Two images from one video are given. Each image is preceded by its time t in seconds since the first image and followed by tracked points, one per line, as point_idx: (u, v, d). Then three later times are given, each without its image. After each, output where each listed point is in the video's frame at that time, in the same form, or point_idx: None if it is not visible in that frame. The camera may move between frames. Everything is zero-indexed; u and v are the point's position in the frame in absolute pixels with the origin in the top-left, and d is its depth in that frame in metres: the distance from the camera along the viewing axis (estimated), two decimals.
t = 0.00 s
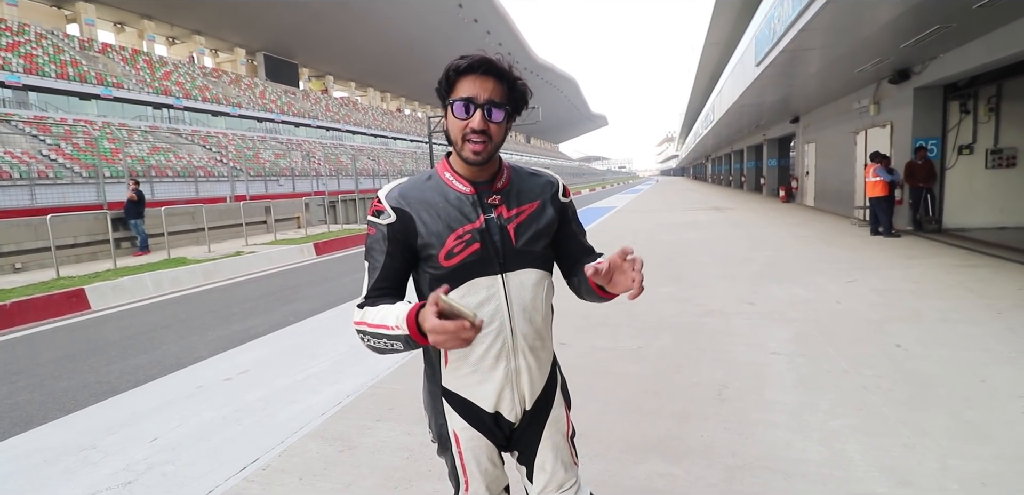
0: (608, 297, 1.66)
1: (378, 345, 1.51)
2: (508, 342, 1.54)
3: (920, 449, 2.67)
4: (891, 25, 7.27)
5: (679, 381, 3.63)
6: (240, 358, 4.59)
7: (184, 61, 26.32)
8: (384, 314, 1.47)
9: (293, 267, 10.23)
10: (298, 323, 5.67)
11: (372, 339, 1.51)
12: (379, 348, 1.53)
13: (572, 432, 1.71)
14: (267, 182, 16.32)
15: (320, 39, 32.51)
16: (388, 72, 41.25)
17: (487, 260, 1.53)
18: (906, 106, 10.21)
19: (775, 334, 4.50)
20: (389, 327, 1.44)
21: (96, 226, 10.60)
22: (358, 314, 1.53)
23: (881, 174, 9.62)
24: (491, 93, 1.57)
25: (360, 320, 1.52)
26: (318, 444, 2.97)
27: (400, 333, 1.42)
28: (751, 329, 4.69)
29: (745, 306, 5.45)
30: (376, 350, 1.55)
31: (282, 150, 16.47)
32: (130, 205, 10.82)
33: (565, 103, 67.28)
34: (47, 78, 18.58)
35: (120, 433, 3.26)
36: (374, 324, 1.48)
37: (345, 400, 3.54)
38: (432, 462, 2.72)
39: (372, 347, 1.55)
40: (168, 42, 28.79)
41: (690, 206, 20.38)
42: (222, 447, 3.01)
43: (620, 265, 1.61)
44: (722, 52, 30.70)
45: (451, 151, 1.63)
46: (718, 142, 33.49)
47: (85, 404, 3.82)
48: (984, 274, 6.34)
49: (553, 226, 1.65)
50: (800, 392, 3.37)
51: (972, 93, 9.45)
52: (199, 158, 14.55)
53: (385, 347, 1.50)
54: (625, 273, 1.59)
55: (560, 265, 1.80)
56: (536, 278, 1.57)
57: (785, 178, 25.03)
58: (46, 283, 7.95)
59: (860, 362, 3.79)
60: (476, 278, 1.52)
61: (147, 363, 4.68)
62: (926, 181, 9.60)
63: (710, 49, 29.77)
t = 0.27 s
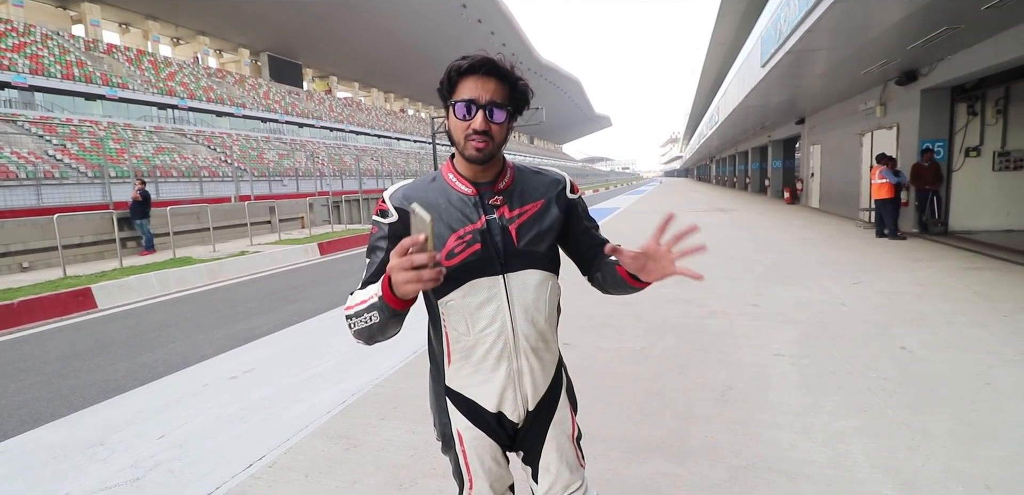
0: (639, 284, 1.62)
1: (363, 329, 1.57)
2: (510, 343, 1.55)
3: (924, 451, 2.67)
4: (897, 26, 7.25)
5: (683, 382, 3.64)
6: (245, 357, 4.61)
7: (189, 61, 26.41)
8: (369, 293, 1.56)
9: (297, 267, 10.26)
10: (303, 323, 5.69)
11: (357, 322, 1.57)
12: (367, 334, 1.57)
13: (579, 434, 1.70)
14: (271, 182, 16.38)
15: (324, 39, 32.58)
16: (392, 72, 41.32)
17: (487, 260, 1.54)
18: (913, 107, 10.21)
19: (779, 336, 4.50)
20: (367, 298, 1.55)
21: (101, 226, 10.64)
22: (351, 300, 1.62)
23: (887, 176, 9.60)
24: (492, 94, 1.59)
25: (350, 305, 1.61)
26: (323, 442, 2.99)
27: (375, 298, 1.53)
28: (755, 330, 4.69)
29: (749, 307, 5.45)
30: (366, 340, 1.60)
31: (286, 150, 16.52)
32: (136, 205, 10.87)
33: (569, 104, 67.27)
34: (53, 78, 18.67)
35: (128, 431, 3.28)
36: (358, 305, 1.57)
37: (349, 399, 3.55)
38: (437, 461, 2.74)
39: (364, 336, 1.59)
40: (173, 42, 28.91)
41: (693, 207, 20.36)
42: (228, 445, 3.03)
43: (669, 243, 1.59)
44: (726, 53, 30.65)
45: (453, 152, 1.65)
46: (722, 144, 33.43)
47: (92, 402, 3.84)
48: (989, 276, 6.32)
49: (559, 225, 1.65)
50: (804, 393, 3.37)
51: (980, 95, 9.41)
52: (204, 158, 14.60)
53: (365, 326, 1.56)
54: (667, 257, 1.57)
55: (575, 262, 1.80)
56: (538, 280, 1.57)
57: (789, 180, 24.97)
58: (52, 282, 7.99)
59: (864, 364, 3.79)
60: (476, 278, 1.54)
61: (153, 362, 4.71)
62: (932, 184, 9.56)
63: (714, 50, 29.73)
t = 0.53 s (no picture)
0: (630, 282, 1.62)
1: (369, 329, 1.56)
2: (511, 340, 1.56)
3: (923, 451, 2.68)
4: (901, 26, 7.23)
5: (683, 380, 3.64)
6: (245, 351, 4.62)
7: (190, 54, 26.35)
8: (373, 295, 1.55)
9: (297, 261, 10.25)
10: (303, 317, 5.70)
11: (363, 321, 1.56)
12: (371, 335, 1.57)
13: (586, 445, 1.65)
14: (272, 176, 16.36)
15: (326, 33, 32.48)
16: (393, 67, 41.22)
17: (489, 256, 1.55)
18: (915, 107, 10.20)
19: (779, 335, 4.50)
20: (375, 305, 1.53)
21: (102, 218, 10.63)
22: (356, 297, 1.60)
23: (888, 176, 9.59)
24: (505, 92, 1.58)
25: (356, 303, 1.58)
26: (323, 436, 2.99)
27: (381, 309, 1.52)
28: (755, 329, 4.69)
29: (750, 306, 5.45)
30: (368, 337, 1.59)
31: (287, 144, 16.48)
32: (136, 198, 10.85)
33: (570, 101, 67.14)
34: (53, 70, 18.63)
35: (128, 423, 3.29)
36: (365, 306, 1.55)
37: (350, 394, 3.56)
38: (437, 456, 2.75)
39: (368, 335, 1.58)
40: (174, 34, 28.83)
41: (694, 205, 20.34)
42: (229, 438, 3.03)
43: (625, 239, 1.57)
44: (729, 51, 30.57)
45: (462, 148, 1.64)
46: (724, 143, 33.37)
47: (92, 394, 3.84)
48: (989, 278, 6.32)
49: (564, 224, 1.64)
50: (803, 393, 3.38)
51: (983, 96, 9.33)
52: (205, 151, 14.57)
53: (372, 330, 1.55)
54: (630, 249, 1.57)
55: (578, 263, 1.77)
56: (539, 277, 1.57)
57: (790, 179, 24.95)
58: (52, 274, 7.99)
59: (864, 364, 3.80)
60: (478, 274, 1.54)
61: (154, 354, 4.71)
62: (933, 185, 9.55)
63: (716, 48, 29.67)
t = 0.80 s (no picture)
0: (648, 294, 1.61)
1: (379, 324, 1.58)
2: (521, 343, 1.54)
3: (920, 452, 2.68)
4: (901, 28, 7.23)
5: (680, 379, 3.64)
6: (242, 346, 4.60)
7: (188, 47, 26.22)
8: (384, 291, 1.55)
9: (294, 257, 10.22)
10: (300, 313, 5.68)
11: (373, 315, 1.57)
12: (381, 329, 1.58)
13: (602, 455, 1.62)
14: (269, 171, 16.31)
15: (325, 28, 32.35)
16: (392, 63, 41.10)
17: (500, 254, 1.53)
18: (914, 110, 10.21)
19: (777, 335, 4.50)
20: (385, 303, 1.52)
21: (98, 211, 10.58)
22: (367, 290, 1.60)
23: (886, 178, 9.62)
24: (519, 83, 1.57)
25: (367, 296, 1.58)
26: (319, 433, 2.98)
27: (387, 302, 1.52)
28: (752, 329, 4.69)
29: (748, 306, 5.45)
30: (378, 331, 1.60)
31: (285, 139, 16.42)
32: (133, 191, 10.80)
33: (570, 99, 67.08)
34: (50, 61, 18.53)
35: (123, 418, 3.27)
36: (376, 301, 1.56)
37: (346, 390, 3.54)
38: (433, 454, 2.74)
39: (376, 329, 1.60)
40: (172, 27, 28.70)
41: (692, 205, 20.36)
42: (224, 433, 3.02)
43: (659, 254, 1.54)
44: (729, 51, 30.55)
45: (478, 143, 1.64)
46: (723, 142, 33.38)
47: (87, 388, 3.82)
48: (986, 280, 6.33)
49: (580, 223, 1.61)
50: (800, 393, 3.38)
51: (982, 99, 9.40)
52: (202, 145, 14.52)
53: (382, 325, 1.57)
54: (660, 263, 1.53)
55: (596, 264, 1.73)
56: (551, 275, 1.54)
57: (789, 180, 24.98)
58: (48, 267, 7.96)
59: (861, 365, 3.80)
60: (488, 272, 1.53)
61: (149, 349, 4.69)
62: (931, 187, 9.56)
63: (716, 48, 29.65)
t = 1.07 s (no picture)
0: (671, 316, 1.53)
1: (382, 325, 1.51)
2: (540, 351, 1.48)
3: (913, 458, 2.68)
4: (889, 37, 7.31)
5: (675, 385, 3.63)
6: (233, 353, 4.56)
7: (181, 51, 26.14)
8: (396, 296, 1.46)
9: (287, 263, 10.17)
10: (292, 319, 5.64)
11: (380, 316, 1.50)
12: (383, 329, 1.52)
13: (603, 462, 1.63)
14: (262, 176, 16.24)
15: (319, 33, 32.35)
16: (386, 68, 41.13)
17: (520, 257, 1.48)
18: (902, 117, 10.29)
19: (770, 341, 4.50)
20: (398, 313, 1.43)
21: (88, 217, 10.49)
22: (375, 286, 1.53)
23: (877, 184, 9.69)
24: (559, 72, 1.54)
25: (373, 293, 1.52)
26: (310, 442, 2.94)
27: (405, 322, 1.40)
28: (746, 335, 4.70)
29: (741, 312, 5.46)
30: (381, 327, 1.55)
31: (277, 144, 16.38)
32: (123, 196, 10.71)
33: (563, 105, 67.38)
34: (41, 65, 18.42)
35: (109, 427, 3.22)
36: (385, 303, 1.48)
37: (338, 398, 3.51)
38: (426, 463, 2.71)
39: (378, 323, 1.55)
40: (165, 32, 28.62)
41: (686, 211, 20.45)
42: (212, 443, 2.98)
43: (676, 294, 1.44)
44: (721, 58, 30.79)
45: (513, 136, 1.56)
46: (716, 148, 33.57)
47: (74, 397, 3.77)
48: (976, 285, 6.39)
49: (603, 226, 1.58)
50: (794, 399, 3.38)
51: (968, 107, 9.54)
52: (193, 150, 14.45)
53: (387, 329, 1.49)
54: (678, 304, 1.42)
55: (625, 263, 1.72)
56: (573, 281, 1.49)
57: (781, 186, 25.15)
58: (36, 273, 7.88)
59: (854, 370, 3.81)
60: (506, 275, 1.48)
61: (138, 356, 4.64)
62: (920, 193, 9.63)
63: (709, 55, 29.86)
